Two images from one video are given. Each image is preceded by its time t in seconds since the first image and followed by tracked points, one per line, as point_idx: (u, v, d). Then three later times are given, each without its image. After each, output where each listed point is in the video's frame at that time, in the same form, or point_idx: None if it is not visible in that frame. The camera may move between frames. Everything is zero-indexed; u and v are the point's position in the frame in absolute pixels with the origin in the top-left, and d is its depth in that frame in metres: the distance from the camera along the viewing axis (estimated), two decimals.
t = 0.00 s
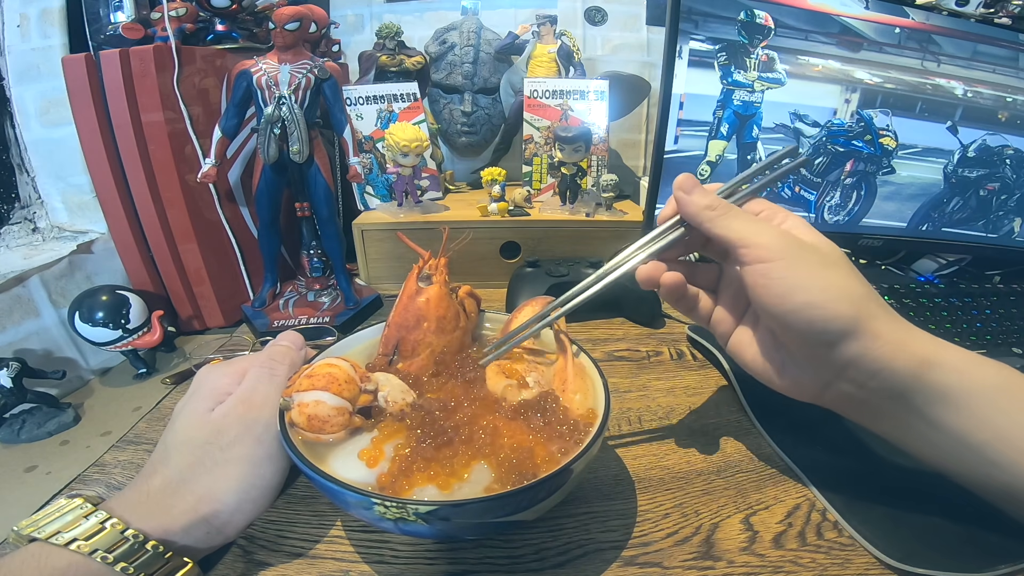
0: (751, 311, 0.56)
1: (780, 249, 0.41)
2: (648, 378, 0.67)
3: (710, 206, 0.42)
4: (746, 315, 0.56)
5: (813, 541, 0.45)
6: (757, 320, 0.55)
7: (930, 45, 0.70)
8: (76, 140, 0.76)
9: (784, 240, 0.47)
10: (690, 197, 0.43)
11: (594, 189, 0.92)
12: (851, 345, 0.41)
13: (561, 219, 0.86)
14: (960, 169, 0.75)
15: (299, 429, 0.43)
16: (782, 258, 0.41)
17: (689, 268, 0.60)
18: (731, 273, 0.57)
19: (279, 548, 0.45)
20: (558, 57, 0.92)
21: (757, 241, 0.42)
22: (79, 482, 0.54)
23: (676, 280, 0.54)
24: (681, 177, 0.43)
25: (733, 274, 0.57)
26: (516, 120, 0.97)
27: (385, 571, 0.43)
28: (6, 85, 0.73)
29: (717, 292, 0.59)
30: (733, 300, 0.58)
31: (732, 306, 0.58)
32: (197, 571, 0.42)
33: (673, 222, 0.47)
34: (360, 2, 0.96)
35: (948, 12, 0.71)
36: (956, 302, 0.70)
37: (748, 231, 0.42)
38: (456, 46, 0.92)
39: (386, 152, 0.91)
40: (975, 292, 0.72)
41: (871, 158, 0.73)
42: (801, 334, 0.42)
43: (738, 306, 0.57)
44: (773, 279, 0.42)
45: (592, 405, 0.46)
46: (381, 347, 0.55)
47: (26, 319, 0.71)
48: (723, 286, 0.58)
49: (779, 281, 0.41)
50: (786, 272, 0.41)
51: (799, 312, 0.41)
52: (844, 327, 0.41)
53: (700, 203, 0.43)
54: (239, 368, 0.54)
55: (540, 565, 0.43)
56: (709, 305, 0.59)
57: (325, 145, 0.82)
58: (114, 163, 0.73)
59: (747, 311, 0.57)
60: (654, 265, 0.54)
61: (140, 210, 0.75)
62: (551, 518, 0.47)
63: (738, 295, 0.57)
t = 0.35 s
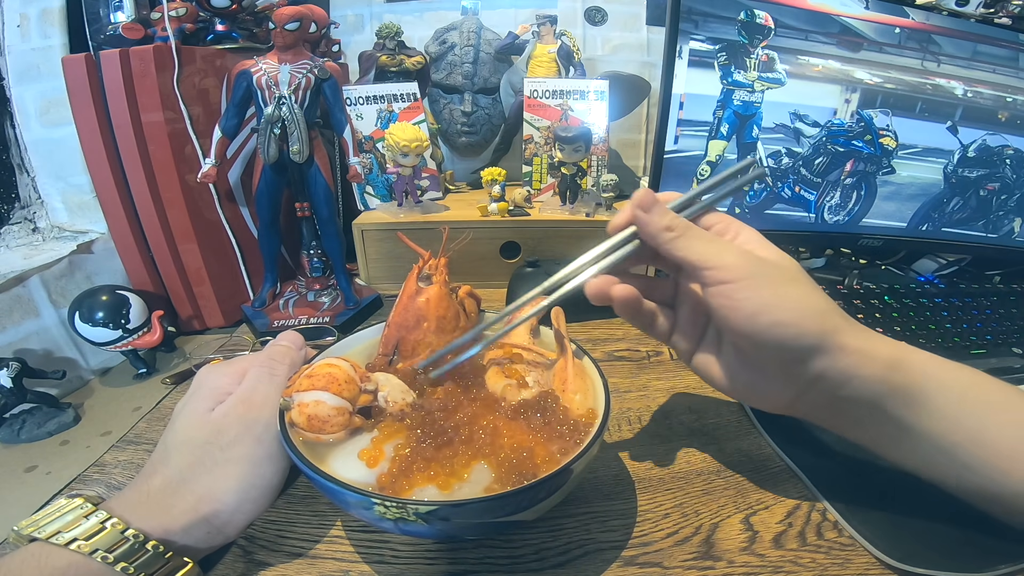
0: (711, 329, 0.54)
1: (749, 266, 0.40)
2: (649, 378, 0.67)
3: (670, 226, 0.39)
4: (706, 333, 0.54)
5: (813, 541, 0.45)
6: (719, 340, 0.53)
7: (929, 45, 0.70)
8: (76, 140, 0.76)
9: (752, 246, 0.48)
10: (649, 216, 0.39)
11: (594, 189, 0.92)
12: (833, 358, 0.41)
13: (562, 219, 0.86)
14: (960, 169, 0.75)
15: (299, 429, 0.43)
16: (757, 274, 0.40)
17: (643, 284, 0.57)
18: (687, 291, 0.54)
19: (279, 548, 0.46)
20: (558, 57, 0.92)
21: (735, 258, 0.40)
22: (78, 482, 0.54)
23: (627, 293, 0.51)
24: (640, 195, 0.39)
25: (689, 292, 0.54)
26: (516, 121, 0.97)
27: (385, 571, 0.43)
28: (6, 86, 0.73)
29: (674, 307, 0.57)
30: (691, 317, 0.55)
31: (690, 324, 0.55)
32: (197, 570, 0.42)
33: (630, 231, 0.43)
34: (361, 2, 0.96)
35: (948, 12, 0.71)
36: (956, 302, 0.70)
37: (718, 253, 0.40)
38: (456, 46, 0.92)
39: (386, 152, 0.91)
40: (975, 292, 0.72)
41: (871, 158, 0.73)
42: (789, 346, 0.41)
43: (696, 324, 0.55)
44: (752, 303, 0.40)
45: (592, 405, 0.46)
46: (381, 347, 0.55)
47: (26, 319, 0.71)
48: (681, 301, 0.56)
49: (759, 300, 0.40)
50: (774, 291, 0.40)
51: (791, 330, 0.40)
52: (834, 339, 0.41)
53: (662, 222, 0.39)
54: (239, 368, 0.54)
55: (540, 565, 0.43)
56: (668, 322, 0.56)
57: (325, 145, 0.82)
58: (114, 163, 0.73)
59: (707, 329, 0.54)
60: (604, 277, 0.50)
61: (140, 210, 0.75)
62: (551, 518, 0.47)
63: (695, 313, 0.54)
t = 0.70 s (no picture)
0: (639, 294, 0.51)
1: (670, 215, 0.33)
2: (649, 378, 0.67)
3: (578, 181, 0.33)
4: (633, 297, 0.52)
5: (813, 541, 0.45)
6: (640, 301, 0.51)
7: (930, 45, 0.70)
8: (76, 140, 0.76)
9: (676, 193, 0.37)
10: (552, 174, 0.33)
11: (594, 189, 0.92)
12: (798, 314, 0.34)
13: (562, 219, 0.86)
14: (960, 169, 0.75)
15: (299, 429, 0.44)
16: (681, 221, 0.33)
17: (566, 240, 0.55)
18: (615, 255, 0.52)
19: (279, 548, 0.46)
20: (558, 57, 0.92)
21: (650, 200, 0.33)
22: (78, 482, 0.54)
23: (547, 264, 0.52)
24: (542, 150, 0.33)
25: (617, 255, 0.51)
26: (515, 121, 0.96)
27: (385, 571, 0.43)
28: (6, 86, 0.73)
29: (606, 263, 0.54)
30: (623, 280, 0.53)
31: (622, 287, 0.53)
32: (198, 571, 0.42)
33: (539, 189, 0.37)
34: (361, 2, 0.96)
35: (949, 12, 0.71)
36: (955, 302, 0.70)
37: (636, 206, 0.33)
38: (456, 46, 0.92)
39: (386, 152, 0.91)
40: (974, 292, 0.72)
41: (872, 158, 0.73)
42: (732, 303, 0.35)
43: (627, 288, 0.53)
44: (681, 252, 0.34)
45: (592, 405, 0.46)
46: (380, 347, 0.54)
47: (26, 319, 0.71)
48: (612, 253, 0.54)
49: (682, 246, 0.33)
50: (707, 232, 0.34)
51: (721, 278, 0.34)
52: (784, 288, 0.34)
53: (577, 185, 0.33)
54: (239, 368, 0.54)
55: (541, 565, 0.43)
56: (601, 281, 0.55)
57: (325, 145, 0.82)
58: (114, 163, 0.73)
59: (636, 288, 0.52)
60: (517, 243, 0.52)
61: (140, 210, 0.75)
62: (551, 518, 0.47)
63: (623, 281, 0.52)
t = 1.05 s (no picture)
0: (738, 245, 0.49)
1: (794, 152, 0.33)
2: (648, 378, 0.67)
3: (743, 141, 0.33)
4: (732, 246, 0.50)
5: (814, 541, 0.45)
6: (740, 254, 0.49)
7: (929, 45, 0.70)
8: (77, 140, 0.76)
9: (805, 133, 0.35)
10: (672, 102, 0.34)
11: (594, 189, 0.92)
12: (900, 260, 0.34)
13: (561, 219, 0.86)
14: (960, 169, 0.75)
15: (298, 428, 0.43)
16: (807, 160, 0.33)
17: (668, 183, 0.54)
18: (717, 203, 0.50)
19: (279, 548, 0.46)
20: (558, 57, 0.92)
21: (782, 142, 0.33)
22: (79, 482, 0.54)
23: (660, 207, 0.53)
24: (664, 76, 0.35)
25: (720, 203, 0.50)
26: (516, 120, 0.96)
27: (384, 571, 0.43)
28: (6, 86, 0.73)
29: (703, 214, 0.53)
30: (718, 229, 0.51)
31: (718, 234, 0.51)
32: (195, 570, 0.42)
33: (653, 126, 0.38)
34: (361, 2, 0.96)
35: (950, 11, 0.70)
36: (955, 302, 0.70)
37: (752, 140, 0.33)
38: (456, 46, 0.92)
39: (386, 152, 0.91)
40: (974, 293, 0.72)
41: (872, 158, 0.73)
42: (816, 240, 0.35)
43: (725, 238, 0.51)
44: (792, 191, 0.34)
45: (592, 405, 0.46)
46: (381, 346, 0.55)
47: (26, 319, 0.71)
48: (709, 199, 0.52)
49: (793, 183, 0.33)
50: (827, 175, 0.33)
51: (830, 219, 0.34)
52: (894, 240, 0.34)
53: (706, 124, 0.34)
54: (239, 368, 0.54)
55: (540, 565, 0.43)
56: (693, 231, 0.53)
57: (325, 145, 0.82)
58: (114, 163, 0.73)
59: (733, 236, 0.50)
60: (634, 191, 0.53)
61: (140, 210, 0.75)
62: (551, 518, 0.47)
63: (721, 229, 0.51)
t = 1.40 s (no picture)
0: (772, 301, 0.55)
1: (824, 227, 0.41)
2: (648, 378, 0.67)
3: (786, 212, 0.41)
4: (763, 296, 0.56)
5: (814, 541, 0.45)
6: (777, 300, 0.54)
7: (929, 45, 0.70)
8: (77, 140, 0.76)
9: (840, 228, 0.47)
10: (710, 172, 0.41)
11: (594, 189, 0.92)
12: (892, 319, 0.42)
13: (561, 219, 0.86)
14: (960, 169, 0.75)
15: (299, 429, 0.43)
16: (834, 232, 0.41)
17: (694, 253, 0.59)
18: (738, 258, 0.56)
19: (279, 548, 0.46)
20: (558, 57, 0.92)
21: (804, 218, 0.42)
22: (79, 482, 0.54)
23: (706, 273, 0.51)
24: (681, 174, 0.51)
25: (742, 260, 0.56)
26: (515, 120, 0.96)
27: (385, 571, 0.43)
28: (6, 85, 0.73)
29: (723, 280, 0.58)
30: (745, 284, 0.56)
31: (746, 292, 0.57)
32: (197, 570, 0.42)
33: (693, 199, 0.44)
34: (361, 2, 0.96)
35: (949, 12, 0.71)
36: (955, 302, 0.70)
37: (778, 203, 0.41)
38: (456, 46, 0.92)
39: (386, 152, 0.91)
40: (974, 292, 0.72)
41: (872, 158, 0.73)
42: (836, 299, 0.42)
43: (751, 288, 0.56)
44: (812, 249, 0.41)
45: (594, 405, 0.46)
46: (380, 346, 0.55)
47: (26, 319, 0.71)
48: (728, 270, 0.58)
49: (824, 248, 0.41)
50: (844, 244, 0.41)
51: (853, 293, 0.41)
52: (897, 294, 0.42)
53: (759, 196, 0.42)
54: (239, 368, 0.54)
55: (540, 565, 0.43)
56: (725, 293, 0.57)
57: (325, 145, 0.82)
58: (114, 164, 0.73)
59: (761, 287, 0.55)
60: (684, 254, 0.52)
61: (140, 210, 0.75)
62: (550, 518, 0.47)
63: (746, 277, 0.57)
